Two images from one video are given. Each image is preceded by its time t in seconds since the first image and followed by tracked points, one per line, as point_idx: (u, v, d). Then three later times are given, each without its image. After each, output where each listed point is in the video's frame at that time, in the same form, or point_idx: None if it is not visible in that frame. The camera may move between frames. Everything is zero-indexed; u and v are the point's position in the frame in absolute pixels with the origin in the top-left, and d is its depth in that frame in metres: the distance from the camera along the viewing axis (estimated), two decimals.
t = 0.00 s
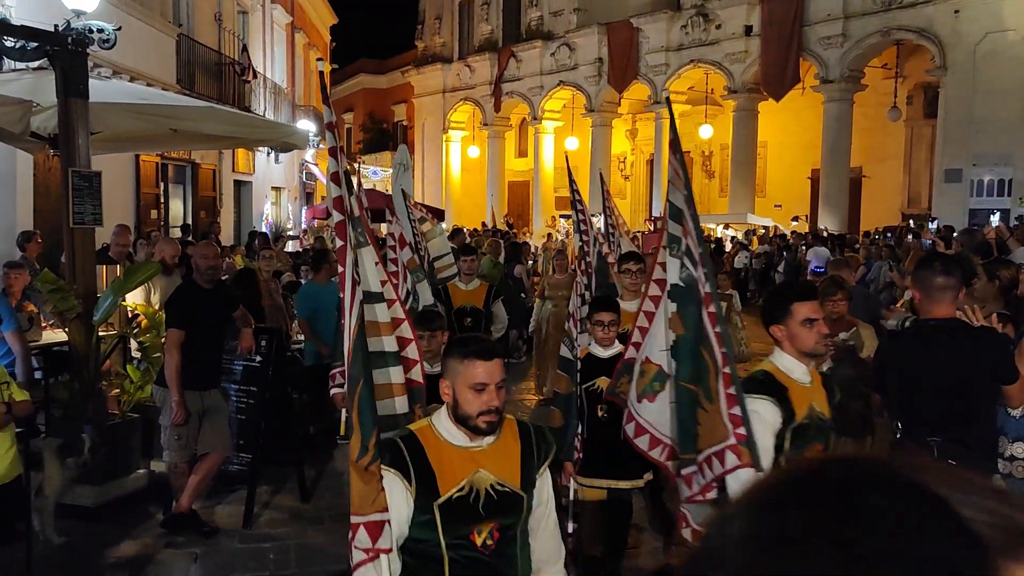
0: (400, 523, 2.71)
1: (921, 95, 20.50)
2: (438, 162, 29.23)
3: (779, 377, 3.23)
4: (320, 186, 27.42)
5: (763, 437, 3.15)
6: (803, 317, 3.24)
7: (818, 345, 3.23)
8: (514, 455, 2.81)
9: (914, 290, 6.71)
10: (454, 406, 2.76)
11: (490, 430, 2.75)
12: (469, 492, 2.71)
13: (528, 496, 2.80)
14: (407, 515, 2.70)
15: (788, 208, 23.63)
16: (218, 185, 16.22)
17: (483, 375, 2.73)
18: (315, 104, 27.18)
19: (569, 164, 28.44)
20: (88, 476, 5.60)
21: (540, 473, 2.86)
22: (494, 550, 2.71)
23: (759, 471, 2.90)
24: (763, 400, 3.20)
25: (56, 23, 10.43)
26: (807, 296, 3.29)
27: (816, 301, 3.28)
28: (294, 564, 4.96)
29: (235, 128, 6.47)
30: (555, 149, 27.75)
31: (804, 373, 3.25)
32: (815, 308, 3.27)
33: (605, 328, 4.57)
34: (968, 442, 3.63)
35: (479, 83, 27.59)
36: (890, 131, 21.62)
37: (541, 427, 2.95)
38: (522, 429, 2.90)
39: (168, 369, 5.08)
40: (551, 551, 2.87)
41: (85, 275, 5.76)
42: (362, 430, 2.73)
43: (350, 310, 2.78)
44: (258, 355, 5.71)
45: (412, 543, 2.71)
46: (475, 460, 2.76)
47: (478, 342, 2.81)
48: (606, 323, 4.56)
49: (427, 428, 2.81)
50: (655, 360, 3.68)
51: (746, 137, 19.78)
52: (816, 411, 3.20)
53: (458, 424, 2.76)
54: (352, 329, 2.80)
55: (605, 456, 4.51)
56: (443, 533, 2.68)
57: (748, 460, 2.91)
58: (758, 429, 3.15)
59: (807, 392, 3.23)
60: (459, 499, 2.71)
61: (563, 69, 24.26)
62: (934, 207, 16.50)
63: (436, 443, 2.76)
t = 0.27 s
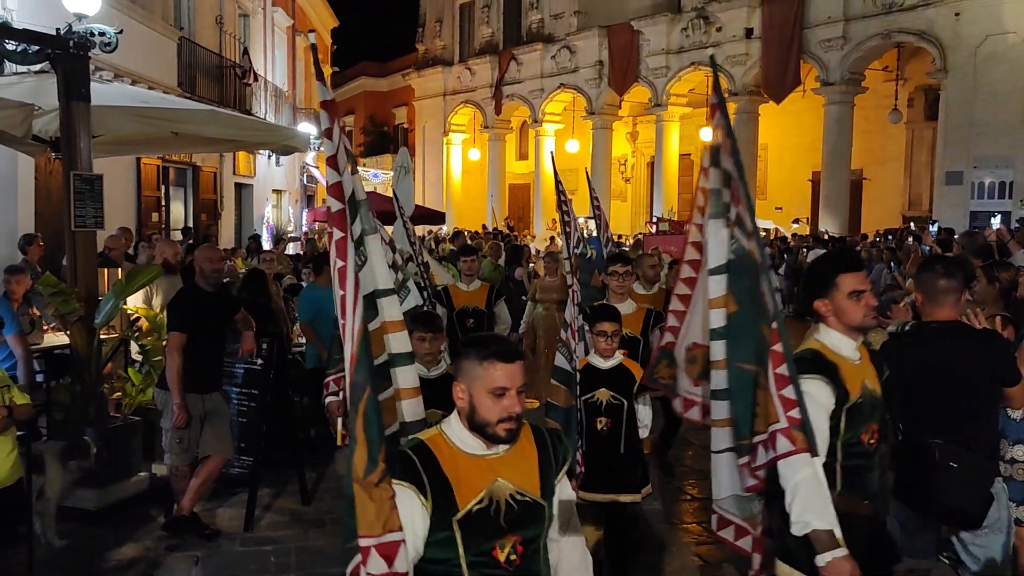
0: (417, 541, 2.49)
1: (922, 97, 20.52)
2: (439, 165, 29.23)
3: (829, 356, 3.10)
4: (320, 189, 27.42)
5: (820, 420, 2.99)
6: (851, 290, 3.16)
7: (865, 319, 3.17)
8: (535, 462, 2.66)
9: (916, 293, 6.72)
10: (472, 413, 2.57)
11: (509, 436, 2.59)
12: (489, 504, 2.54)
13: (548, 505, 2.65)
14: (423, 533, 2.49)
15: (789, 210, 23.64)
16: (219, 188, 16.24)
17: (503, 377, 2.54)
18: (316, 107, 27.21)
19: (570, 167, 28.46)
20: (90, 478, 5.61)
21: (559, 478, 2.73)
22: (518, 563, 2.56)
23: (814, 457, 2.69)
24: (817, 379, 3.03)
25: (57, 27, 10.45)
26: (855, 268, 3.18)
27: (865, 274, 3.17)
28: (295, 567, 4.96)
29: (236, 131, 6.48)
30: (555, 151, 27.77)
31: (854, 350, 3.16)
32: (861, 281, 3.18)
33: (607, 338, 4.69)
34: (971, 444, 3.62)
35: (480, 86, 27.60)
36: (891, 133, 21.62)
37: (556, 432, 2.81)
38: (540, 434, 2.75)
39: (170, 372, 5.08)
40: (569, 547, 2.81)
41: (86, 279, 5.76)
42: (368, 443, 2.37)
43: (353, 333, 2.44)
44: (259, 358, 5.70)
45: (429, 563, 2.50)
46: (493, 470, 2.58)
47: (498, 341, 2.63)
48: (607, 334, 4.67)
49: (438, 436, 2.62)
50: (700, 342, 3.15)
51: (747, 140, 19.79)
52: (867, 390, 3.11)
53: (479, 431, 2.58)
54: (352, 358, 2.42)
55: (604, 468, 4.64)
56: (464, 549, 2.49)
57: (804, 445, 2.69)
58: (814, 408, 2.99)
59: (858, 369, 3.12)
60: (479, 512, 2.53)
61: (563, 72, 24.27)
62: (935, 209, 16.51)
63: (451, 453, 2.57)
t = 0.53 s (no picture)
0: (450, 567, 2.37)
1: (921, 99, 20.54)
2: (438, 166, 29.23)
3: (859, 351, 3.04)
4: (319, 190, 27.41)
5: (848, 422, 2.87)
6: (885, 284, 3.09)
7: (901, 314, 3.09)
8: (564, 482, 2.57)
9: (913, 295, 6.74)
10: (508, 430, 2.44)
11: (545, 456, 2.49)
12: (524, 527, 2.46)
13: (581, 525, 2.58)
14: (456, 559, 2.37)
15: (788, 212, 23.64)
16: (218, 190, 16.24)
17: (540, 395, 2.42)
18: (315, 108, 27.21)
19: (569, 168, 28.47)
20: (89, 480, 5.61)
21: (590, 497, 2.63)
22: None
23: (843, 457, 2.65)
24: (843, 375, 2.93)
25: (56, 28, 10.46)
26: (889, 261, 3.11)
27: (899, 266, 3.10)
28: (294, 568, 4.96)
29: (236, 132, 6.47)
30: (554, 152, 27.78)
31: (884, 345, 3.12)
32: (897, 273, 3.10)
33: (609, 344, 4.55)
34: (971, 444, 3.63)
35: (479, 87, 27.60)
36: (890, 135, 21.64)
37: (582, 447, 2.72)
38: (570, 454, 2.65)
39: (169, 374, 5.09)
40: (595, 561, 2.62)
41: (85, 280, 5.76)
42: (406, 468, 2.35)
43: (386, 348, 2.45)
44: (258, 359, 5.70)
45: None
46: (526, 491, 2.50)
47: (536, 356, 2.51)
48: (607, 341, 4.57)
49: (466, 453, 2.51)
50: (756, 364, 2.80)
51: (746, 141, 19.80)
52: (897, 386, 3.06)
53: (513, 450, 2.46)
54: (385, 380, 2.44)
55: (609, 482, 4.51)
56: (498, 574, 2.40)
57: (831, 446, 2.65)
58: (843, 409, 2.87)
59: (889, 366, 3.07)
60: (512, 536, 2.44)
61: (563, 73, 24.27)
62: (934, 211, 16.52)
63: (482, 472, 2.46)
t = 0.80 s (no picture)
0: None
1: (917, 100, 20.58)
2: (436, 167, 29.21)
3: (892, 360, 2.92)
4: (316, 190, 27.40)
5: (876, 434, 2.85)
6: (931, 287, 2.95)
7: (943, 321, 2.95)
8: (638, 519, 2.31)
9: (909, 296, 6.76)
10: (583, 464, 2.19)
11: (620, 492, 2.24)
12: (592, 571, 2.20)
13: (651, 570, 2.32)
14: None
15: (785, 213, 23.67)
16: (215, 190, 16.22)
17: (620, 423, 2.17)
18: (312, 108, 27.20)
19: (567, 169, 28.49)
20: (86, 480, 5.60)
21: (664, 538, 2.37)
22: None
23: (868, 468, 2.63)
24: (871, 384, 2.86)
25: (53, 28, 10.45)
26: (933, 264, 2.98)
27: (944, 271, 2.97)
28: (291, 569, 4.96)
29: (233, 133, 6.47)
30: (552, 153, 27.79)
31: (928, 355, 2.97)
32: (941, 277, 2.97)
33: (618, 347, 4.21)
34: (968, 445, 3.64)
35: (477, 88, 27.60)
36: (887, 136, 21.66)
37: (655, 482, 2.43)
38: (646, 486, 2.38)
39: (166, 374, 5.10)
40: None
41: (82, 281, 5.76)
42: (465, 492, 2.34)
43: (439, 368, 2.44)
44: (256, 360, 5.71)
45: None
46: (598, 531, 2.23)
47: (618, 380, 2.25)
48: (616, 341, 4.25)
49: (535, 485, 2.23)
50: (766, 373, 2.80)
51: (743, 142, 19.83)
52: (936, 398, 2.91)
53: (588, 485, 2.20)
54: (438, 401, 2.42)
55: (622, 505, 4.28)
56: None
57: (856, 456, 2.64)
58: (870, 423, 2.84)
59: (929, 376, 2.93)
60: None
61: (560, 74, 24.26)
62: (931, 211, 16.54)
63: (553, 510, 2.19)
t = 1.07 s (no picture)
0: None
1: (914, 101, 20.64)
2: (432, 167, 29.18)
3: (942, 358, 2.98)
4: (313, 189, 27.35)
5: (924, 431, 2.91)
6: (975, 281, 2.97)
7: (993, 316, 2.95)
8: (746, 494, 2.30)
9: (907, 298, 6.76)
10: (686, 427, 2.19)
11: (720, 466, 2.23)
12: (695, 543, 2.18)
13: (760, 554, 2.28)
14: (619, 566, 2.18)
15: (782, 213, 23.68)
16: (211, 189, 16.18)
17: (722, 382, 2.17)
18: (309, 107, 27.15)
19: (564, 168, 28.47)
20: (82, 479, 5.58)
21: (771, 520, 2.34)
22: None
23: (911, 466, 2.61)
24: (918, 382, 2.94)
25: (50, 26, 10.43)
26: (984, 259, 2.99)
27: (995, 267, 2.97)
28: (288, 569, 4.95)
29: (229, 131, 6.45)
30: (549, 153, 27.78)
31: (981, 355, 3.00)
32: (991, 273, 2.97)
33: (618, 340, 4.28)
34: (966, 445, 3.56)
35: (474, 87, 27.58)
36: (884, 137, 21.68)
37: (764, 461, 2.42)
38: (757, 464, 2.38)
39: (162, 373, 5.06)
40: None
41: (77, 280, 5.75)
42: (547, 459, 2.18)
43: (508, 321, 2.19)
44: (251, 359, 5.71)
45: None
46: (703, 505, 2.23)
47: (721, 338, 2.26)
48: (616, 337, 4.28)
49: (636, 453, 2.27)
50: (811, 366, 2.89)
51: (741, 142, 19.84)
52: (991, 398, 2.96)
53: (692, 451, 2.21)
54: (507, 357, 2.16)
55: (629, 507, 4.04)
56: None
57: (899, 455, 2.63)
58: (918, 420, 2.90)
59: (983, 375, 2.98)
60: (686, 556, 2.17)
61: (557, 73, 24.28)
62: (928, 212, 16.55)
63: (652, 476, 2.22)
